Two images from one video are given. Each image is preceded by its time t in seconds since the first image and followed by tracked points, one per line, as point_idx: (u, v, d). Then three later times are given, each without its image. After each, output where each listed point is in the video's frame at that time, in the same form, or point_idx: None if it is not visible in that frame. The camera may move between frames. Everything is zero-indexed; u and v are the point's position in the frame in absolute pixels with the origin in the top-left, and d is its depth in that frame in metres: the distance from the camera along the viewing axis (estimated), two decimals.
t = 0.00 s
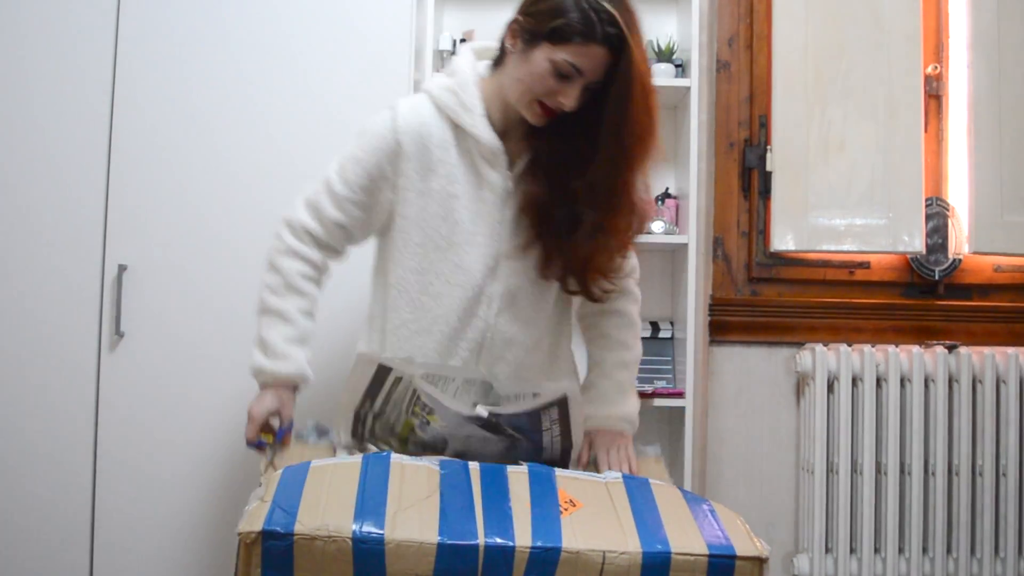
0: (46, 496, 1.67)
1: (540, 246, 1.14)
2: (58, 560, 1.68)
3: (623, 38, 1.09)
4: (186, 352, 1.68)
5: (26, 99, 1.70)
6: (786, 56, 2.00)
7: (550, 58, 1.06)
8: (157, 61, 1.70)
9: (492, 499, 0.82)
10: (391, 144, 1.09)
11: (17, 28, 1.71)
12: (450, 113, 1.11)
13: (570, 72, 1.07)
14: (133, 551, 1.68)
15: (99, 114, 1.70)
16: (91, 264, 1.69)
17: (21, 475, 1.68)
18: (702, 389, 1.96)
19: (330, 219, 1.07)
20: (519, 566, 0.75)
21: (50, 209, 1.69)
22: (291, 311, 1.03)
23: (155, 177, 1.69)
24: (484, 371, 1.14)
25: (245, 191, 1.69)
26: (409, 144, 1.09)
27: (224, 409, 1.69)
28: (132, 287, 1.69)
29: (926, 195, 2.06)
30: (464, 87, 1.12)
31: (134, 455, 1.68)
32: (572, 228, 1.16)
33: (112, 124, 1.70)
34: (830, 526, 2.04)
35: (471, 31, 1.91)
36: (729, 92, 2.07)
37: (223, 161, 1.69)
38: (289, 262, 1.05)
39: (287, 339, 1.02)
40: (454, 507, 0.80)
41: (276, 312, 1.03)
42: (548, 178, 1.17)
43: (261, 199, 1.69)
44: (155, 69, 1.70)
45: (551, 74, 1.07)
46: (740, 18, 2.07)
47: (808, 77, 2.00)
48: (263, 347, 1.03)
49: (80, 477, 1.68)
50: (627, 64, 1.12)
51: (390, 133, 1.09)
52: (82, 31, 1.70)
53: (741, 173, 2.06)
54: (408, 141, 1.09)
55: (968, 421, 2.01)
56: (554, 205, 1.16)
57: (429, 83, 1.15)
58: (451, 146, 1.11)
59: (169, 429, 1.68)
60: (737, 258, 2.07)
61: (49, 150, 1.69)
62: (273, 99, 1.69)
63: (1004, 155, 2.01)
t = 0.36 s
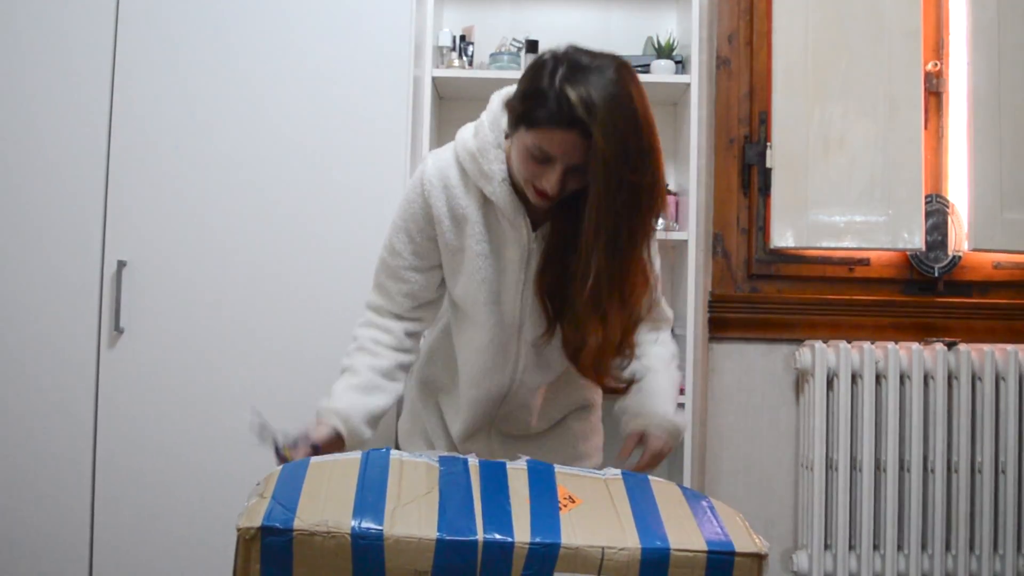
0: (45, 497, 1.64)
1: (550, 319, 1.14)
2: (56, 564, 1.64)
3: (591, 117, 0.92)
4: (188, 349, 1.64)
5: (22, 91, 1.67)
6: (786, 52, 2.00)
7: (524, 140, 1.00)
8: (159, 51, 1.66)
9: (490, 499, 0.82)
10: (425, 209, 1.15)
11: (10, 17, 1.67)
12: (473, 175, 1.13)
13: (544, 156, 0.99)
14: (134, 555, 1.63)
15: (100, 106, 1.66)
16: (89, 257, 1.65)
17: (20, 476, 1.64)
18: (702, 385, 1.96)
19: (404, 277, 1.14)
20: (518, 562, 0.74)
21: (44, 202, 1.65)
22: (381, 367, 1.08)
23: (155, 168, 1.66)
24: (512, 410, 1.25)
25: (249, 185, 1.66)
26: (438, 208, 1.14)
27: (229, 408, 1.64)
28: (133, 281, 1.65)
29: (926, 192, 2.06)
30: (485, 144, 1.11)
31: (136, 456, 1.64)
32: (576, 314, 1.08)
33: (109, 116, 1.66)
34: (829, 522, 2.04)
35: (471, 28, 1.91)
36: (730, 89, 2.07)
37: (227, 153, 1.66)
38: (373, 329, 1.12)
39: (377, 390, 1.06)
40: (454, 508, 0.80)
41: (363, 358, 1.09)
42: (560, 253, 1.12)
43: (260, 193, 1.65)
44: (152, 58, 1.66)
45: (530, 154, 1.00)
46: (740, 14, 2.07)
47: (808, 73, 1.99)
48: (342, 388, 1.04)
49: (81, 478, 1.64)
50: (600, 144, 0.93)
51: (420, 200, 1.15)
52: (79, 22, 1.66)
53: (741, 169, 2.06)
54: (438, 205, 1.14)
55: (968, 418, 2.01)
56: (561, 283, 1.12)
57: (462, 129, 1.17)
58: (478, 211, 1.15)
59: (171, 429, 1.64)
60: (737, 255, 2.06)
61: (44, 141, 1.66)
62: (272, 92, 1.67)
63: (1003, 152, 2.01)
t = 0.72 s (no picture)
0: (45, 492, 1.64)
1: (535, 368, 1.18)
2: (56, 558, 1.64)
3: (590, 147, 0.93)
4: (188, 344, 1.65)
5: (20, 86, 1.66)
6: (785, 48, 2.00)
7: (518, 169, 1.00)
8: (158, 46, 1.66)
9: (477, 495, 0.76)
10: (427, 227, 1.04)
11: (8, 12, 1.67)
12: (468, 215, 1.08)
13: (538, 187, 0.99)
14: (134, 550, 1.64)
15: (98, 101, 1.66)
16: (88, 253, 1.65)
17: (19, 471, 1.64)
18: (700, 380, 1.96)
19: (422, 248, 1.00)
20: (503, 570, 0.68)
21: (43, 197, 1.65)
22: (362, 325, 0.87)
23: (154, 164, 1.66)
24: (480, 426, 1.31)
25: (248, 180, 1.66)
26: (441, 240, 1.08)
27: (228, 403, 1.65)
28: (131, 277, 1.65)
29: (925, 188, 2.06)
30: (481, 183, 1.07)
31: (136, 451, 1.64)
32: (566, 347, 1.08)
33: (107, 112, 1.66)
34: (827, 517, 2.04)
35: (469, 23, 1.89)
36: (728, 84, 2.07)
37: (226, 149, 1.66)
38: (369, 293, 0.89)
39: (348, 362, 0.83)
40: (438, 508, 0.73)
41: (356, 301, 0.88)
42: (551, 294, 1.14)
43: (259, 188, 1.66)
44: (151, 53, 1.66)
45: (524, 185, 1.00)
46: (738, 10, 2.07)
47: (807, 69, 1.99)
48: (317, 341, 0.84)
49: (80, 473, 1.64)
50: (598, 177, 0.94)
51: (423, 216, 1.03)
52: (77, 17, 1.66)
53: (740, 165, 2.06)
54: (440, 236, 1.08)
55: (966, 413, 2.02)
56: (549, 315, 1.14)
57: (452, 154, 1.12)
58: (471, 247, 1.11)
59: (171, 424, 1.65)
60: (735, 250, 2.07)
61: (43, 136, 1.66)
62: (270, 87, 1.67)
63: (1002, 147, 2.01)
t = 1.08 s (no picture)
0: (44, 492, 1.64)
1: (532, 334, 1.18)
2: (57, 558, 1.64)
3: (578, 99, 0.97)
4: (188, 344, 1.65)
5: (20, 86, 1.66)
6: (785, 47, 2.00)
7: (509, 122, 1.03)
8: (157, 46, 1.67)
9: (477, 495, 0.76)
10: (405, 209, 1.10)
11: (9, 13, 1.67)
12: (457, 186, 1.13)
13: (526, 139, 1.02)
14: (134, 549, 1.64)
15: (98, 101, 1.66)
16: (88, 253, 1.65)
17: (19, 471, 1.64)
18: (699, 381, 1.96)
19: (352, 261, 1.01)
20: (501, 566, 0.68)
21: (43, 198, 1.66)
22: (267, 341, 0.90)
23: (153, 164, 1.66)
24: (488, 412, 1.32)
25: (248, 180, 1.66)
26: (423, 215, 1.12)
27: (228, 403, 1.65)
28: (131, 278, 1.65)
29: (925, 188, 2.07)
30: (472, 157, 1.12)
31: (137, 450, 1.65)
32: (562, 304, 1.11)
33: (107, 112, 1.66)
34: (827, 517, 2.04)
35: (469, 23, 1.89)
36: (728, 84, 2.07)
37: (226, 149, 1.66)
38: (319, 274, 0.98)
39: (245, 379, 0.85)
40: (437, 508, 0.73)
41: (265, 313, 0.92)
42: (543, 268, 1.14)
43: (259, 188, 1.66)
44: (150, 54, 1.66)
45: (515, 139, 1.03)
46: (738, 9, 2.07)
47: (807, 69, 1.99)
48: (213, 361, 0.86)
49: (80, 472, 1.64)
50: (586, 127, 0.98)
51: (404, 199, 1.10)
52: (77, 17, 1.66)
53: (739, 164, 2.06)
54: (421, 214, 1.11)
55: (966, 413, 2.02)
56: (539, 284, 1.14)
57: (442, 138, 1.17)
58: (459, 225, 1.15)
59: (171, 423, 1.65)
60: (735, 250, 2.06)
61: (43, 137, 1.66)
62: (270, 87, 1.67)
63: (1002, 147, 2.01)
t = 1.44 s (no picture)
0: (45, 492, 1.64)
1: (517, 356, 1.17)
2: (56, 558, 1.64)
3: (568, 124, 0.97)
4: (188, 344, 1.65)
5: (21, 86, 1.67)
6: (786, 47, 2.00)
7: (495, 148, 1.02)
8: (158, 45, 1.67)
9: (477, 494, 0.76)
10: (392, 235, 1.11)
11: (9, 12, 1.67)
12: (440, 211, 1.13)
13: (514, 165, 1.01)
14: (133, 549, 1.64)
15: (98, 100, 1.66)
16: (88, 253, 1.65)
17: (19, 470, 1.64)
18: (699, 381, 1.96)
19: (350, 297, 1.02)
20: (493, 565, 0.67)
21: (43, 198, 1.66)
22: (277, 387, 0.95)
23: (153, 164, 1.66)
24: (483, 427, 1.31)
25: (248, 179, 1.66)
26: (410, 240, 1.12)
27: (228, 403, 1.65)
28: (131, 277, 1.65)
29: (925, 187, 2.07)
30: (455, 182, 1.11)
31: (137, 450, 1.65)
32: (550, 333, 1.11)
33: (107, 112, 1.66)
34: (827, 517, 2.04)
35: (469, 23, 1.89)
36: (728, 84, 2.07)
37: (227, 148, 1.66)
38: (321, 313, 1.01)
39: (257, 428, 0.90)
40: (437, 508, 0.73)
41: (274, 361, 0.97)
42: (528, 295, 1.16)
43: (259, 187, 1.66)
44: (151, 53, 1.66)
45: (502, 164, 1.02)
46: (738, 9, 2.07)
47: (807, 68, 1.99)
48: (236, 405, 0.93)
49: (80, 472, 1.64)
50: (574, 154, 0.97)
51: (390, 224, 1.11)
52: (77, 16, 1.66)
53: (739, 165, 2.06)
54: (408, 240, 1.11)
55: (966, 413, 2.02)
56: (525, 308, 1.15)
57: (427, 158, 1.16)
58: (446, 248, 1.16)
59: (171, 423, 1.65)
60: (735, 250, 2.07)
61: (43, 137, 1.66)
62: (270, 86, 1.67)
63: (1002, 147, 2.01)
